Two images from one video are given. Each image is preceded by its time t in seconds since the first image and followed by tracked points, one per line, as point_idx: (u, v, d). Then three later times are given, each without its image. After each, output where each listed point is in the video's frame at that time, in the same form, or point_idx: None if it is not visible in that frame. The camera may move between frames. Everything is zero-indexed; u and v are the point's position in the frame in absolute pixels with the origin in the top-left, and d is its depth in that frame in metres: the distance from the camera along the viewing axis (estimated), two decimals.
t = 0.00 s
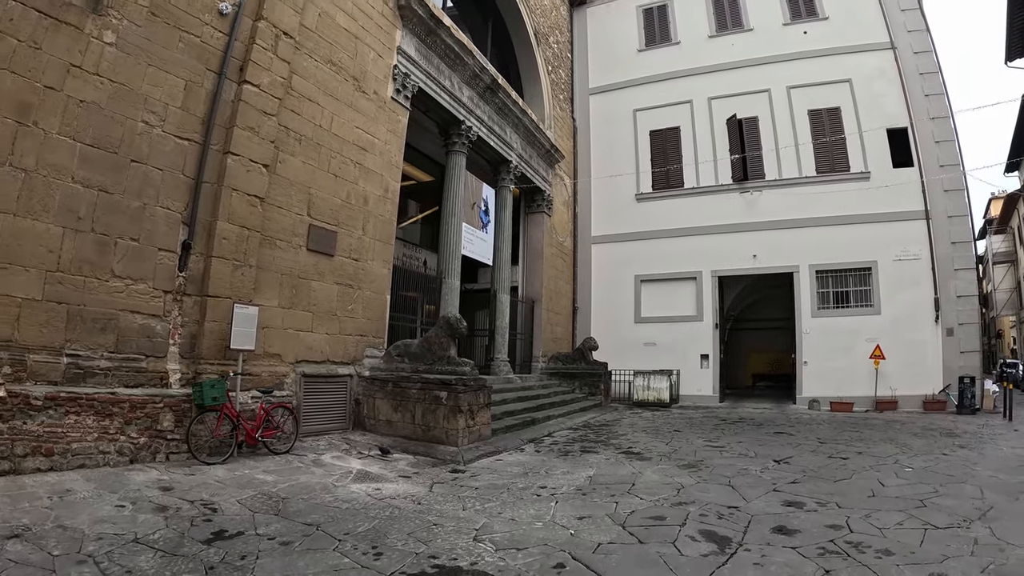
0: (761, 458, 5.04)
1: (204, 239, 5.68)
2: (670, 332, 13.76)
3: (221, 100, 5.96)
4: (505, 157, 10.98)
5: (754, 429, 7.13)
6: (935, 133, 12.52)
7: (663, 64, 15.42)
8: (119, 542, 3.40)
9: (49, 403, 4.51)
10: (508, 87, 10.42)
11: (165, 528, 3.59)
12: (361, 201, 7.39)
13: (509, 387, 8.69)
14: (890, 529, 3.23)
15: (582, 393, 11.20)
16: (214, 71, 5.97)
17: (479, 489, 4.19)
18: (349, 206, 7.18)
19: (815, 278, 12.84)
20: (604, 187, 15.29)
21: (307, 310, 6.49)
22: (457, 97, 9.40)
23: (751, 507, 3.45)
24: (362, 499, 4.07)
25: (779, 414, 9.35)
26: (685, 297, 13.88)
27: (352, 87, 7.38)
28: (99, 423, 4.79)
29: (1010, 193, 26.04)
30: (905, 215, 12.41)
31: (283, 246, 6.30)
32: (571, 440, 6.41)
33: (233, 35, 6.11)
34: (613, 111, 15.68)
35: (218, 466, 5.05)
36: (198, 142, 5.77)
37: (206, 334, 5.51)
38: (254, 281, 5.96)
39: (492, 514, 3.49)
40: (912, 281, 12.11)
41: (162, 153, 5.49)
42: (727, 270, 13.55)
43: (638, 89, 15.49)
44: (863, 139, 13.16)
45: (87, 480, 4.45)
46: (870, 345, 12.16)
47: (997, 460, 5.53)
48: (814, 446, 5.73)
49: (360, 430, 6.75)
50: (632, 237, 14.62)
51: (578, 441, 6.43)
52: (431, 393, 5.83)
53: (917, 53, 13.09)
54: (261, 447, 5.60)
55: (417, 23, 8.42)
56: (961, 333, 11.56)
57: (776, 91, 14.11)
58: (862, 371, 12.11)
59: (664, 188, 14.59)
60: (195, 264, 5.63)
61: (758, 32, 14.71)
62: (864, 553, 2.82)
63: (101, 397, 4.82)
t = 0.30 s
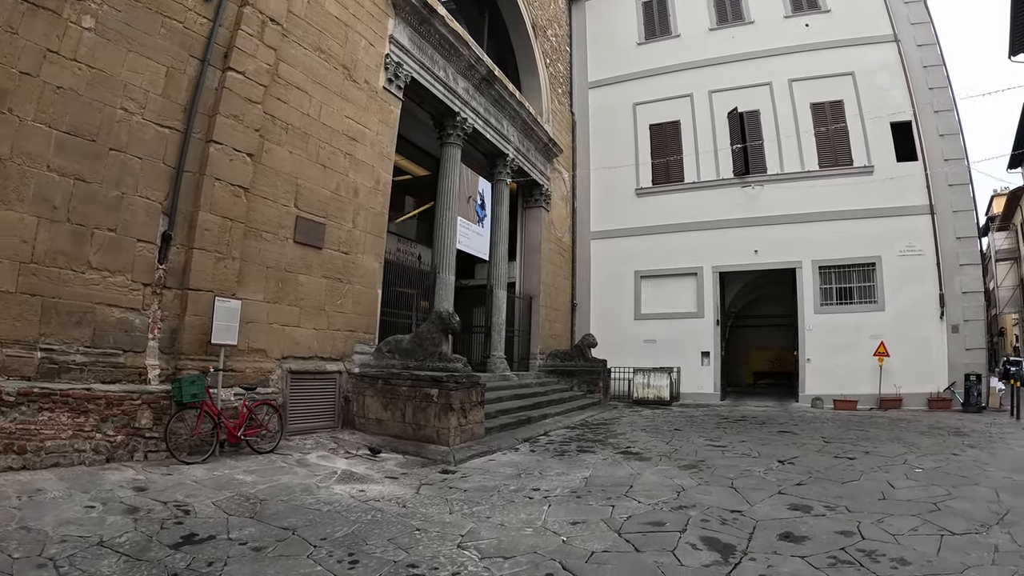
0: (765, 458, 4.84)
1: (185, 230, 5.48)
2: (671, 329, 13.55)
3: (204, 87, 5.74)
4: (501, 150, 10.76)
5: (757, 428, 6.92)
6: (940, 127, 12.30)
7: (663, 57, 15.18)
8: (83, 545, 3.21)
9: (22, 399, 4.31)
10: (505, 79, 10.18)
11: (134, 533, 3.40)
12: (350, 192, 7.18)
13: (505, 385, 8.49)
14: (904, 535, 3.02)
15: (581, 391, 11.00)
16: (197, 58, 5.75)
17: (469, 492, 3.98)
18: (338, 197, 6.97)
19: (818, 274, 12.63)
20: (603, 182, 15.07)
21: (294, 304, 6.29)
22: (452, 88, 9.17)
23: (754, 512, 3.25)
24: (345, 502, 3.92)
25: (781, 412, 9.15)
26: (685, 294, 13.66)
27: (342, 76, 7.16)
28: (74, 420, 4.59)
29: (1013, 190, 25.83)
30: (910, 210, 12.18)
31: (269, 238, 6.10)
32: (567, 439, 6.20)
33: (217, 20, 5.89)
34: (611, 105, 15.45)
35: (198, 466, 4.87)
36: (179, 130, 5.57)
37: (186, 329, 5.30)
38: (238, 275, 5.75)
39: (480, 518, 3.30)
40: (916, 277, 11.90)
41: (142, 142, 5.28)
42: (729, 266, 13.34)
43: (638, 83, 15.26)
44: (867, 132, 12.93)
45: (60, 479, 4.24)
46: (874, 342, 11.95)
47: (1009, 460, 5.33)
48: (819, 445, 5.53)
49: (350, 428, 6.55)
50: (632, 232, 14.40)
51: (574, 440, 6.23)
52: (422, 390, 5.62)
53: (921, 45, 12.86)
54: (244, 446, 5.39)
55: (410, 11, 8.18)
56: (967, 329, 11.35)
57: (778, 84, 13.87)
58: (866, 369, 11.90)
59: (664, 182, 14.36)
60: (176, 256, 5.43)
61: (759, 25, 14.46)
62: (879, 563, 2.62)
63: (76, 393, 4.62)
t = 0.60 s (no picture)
0: (768, 461, 4.63)
1: (164, 223, 5.27)
2: (671, 327, 13.32)
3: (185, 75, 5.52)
4: (498, 144, 10.53)
5: (760, 429, 6.70)
6: (945, 122, 12.06)
7: (662, 51, 14.93)
8: (40, 553, 3.01)
9: None
10: (501, 71, 9.93)
11: (96, 542, 3.19)
12: (338, 185, 6.96)
13: (500, 384, 8.26)
14: (920, 549, 2.80)
15: (579, 390, 10.78)
16: (179, 45, 5.54)
17: (455, 498, 3.79)
18: (325, 190, 6.75)
19: (821, 271, 12.40)
20: (602, 177, 14.84)
21: (278, 301, 6.08)
22: (447, 80, 8.93)
23: (759, 523, 3.03)
24: (324, 508, 3.84)
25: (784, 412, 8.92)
26: (686, 291, 13.43)
27: (330, 65, 6.93)
28: (46, 420, 4.38)
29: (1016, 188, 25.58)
30: (915, 206, 11.95)
31: (251, 231, 5.89)
32: (564, 442, 5.99)
33: (199, 6, 5.66)
34: (611, 100, 15.21)
35: (175, 469, 4.68)
36: (159, 120, 5.35)
37: (163, 325, 5.09)
38: (218, 269, 5.54)
39: (465, 528, 3.08)
40: (921, 274, 11.67)
41: (120, 131, 5.07)
42: (731, 263, 13.11)
43: (638, 77, 15.02)
44: (871, 127, 12.69)
45: (28, 481, 4.03)
46: (879, 341, 11.72)
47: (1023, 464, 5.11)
48: (824, 448, 5.30)
49: (337, 429, 6.39)
50: (631, 229, 14.18)
51: (570, 442, 6.01)
52: (411, 390, 5.42)
53: (925, 39, 12.62)
54: (224, 447, 5.22)
55: None
56: (973, 328, 11.13)
57: (780, 78, 13.62)
58: (870, 368, 11.67)
59: (664, 178, 14.13)
60: (154, 249, 5.21)
61: (761, 18, 14.20)
62: None
63: (48, 391, 4.42)
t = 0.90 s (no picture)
0: (773, 465, 4.43)
1: (144, 217, 5.09)
2: (672, 326, 13.13)
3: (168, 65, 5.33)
4: (494, 139, 10.34)
5: (763, 430, 6.50)
6: (949, 117, 11.85)
7: (663, 46, 14.72)
8: None
9: None
10: (498, 65, 9.73)
11: (61, 551, 3.01)
12: (328, 179, 6.78)
13: (497, 384, 8.07)
14: (937, 561, 2.61)
15: (578, 390, 10.60)
16: (161, 34, 5.34)
17: (443, 505, 3.62)
18: (313, 184, 6.57)
19: (824, 269, 12.20)
20: (602, 174, 14.64)
21: (264, 298, 5.92)
22: (442, 74, 8.73)
23: (764, 533, 2.84)
24: (305, 515, 3.71)
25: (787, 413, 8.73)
26: (687, 290, 13.24)
27: (319, 56, 6.74)
28: (19, 421, 4.21)
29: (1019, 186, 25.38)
30: (920, 202, 11.74)
31: (235, 226, 5.72)
32: (560, 444, 5.81)
33: None
34: (611, 96, 15.00)
35: (154, 473, 4.51)
36: (140, 112, 5.17)
37: (142, 323, 4.91)
38: (201, 265, 5.36)
39: (451, 539, 2.90)
40: (926, 272, 11.47)
41: (99, 123, 4.89)
42: (732, 260, 12.91)
43: (638, 72, 14.82)
44: (875, 122, 12.48)
45: None
46: (883, 339, 11.53)
47: None
48: (831, 450, 5.10)
49: (327, 431, 6.25)
50: (631, 226, 13.99)
51: (567, 444, 5.83)
52: (401, 391, 5.24)
53: (929, 33, 12.41)
54: (205, 450, 5.08)
55: None
56: (978, 326, 10.94)
57: (782, 72, 13.41)
58: (874, 367, 11.47)
59: (664, 174, 13.93)
60: (133, 245, 5.03)
61: (762, 12, 13.98)
62: None
63: (21, 391, 4.25)
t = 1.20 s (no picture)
0: (777, 470, 4.23)
1: (122, 211, 4.89)
2: (673, 324, 12.92)
3: (147, 54, 5.12)
4: (491, 133, 10.12)
5: (767, 432, 6.29)
6: (955, 111, 11.62)
7: (663, 39, 14.48)
8: None
9: None
10: (494, 57, 9.50)
11: (18, 562, 2.82)
12: (315, 171, 6.58)
13: (493, 384, 7.87)
14: None
15: (577, 389, 10.40)
16: (140, 22, 5.15)
17: (428, 514, 3.44)
18: (299, 178, 6.39)
19: (828, 265, 11.98)
20: (602, 169, 14.42)
21: (248, 295, 5.74)
22: (436, 66, 8.51)
23: (771, 547, 2.63)
24: (281, 523, 3.52)
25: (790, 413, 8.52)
26: (688, 287, 13.02)
27: (307, 46, 6.53)
28: None
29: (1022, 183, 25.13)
30: (925, 198, 11.51)
31: (218, 221, 5.53)
32: (556, 446, 5.61)
33: None
34: (610, 90, 14.77)
35: (130, 477, 4.32)
36: (118, 101, 4.96)
37: (118, 321, 4.72)
38: (181, 261, 5.17)
39: (432, 552, 2.72)
40: (931, 268, 11.26)
41: (74, 113, 4.68)
42: (734, 257, 12.70)
43: (638, 66, 14.58)
44: (879, 117, 12.24)
45: None
46: (889, 337, 11.30)
47: None
48: (837, 453, 4.89)
49: (315, 432, 6.09)
50: (631, 222, 13.77)
51: (564, 446, 5.63)
52: (390, 391, 5.07)
53: (934, 26, 12.17)
54: (185, 452, 4.89)
55: None
56: (985, 324, 10.72)
57: (785, 66, 13.17)
58: (879, 366, 11.26)
59: (665, 169, 13.71)
60: (110, 239, 4.82)
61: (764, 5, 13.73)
62: None
63: None
